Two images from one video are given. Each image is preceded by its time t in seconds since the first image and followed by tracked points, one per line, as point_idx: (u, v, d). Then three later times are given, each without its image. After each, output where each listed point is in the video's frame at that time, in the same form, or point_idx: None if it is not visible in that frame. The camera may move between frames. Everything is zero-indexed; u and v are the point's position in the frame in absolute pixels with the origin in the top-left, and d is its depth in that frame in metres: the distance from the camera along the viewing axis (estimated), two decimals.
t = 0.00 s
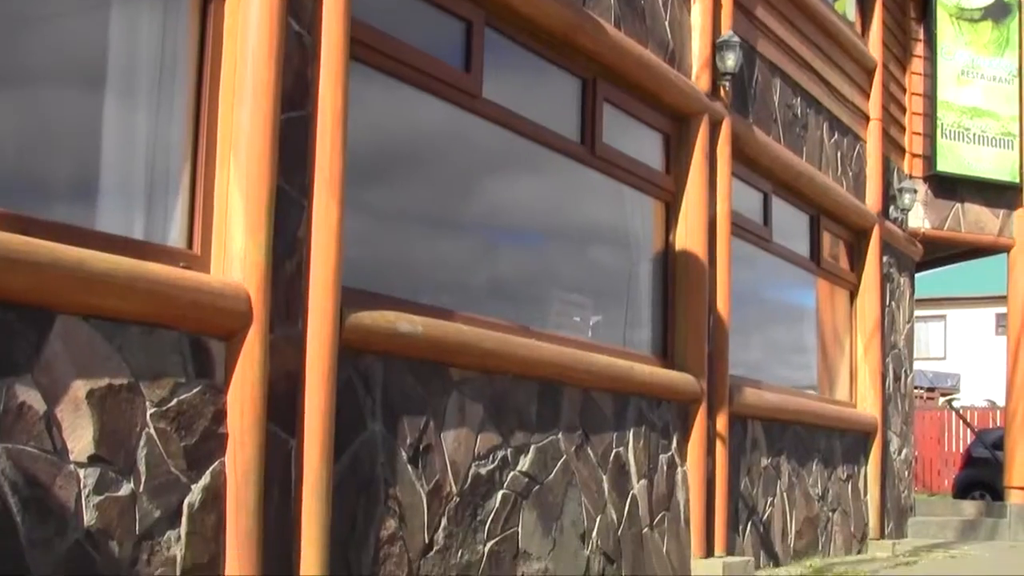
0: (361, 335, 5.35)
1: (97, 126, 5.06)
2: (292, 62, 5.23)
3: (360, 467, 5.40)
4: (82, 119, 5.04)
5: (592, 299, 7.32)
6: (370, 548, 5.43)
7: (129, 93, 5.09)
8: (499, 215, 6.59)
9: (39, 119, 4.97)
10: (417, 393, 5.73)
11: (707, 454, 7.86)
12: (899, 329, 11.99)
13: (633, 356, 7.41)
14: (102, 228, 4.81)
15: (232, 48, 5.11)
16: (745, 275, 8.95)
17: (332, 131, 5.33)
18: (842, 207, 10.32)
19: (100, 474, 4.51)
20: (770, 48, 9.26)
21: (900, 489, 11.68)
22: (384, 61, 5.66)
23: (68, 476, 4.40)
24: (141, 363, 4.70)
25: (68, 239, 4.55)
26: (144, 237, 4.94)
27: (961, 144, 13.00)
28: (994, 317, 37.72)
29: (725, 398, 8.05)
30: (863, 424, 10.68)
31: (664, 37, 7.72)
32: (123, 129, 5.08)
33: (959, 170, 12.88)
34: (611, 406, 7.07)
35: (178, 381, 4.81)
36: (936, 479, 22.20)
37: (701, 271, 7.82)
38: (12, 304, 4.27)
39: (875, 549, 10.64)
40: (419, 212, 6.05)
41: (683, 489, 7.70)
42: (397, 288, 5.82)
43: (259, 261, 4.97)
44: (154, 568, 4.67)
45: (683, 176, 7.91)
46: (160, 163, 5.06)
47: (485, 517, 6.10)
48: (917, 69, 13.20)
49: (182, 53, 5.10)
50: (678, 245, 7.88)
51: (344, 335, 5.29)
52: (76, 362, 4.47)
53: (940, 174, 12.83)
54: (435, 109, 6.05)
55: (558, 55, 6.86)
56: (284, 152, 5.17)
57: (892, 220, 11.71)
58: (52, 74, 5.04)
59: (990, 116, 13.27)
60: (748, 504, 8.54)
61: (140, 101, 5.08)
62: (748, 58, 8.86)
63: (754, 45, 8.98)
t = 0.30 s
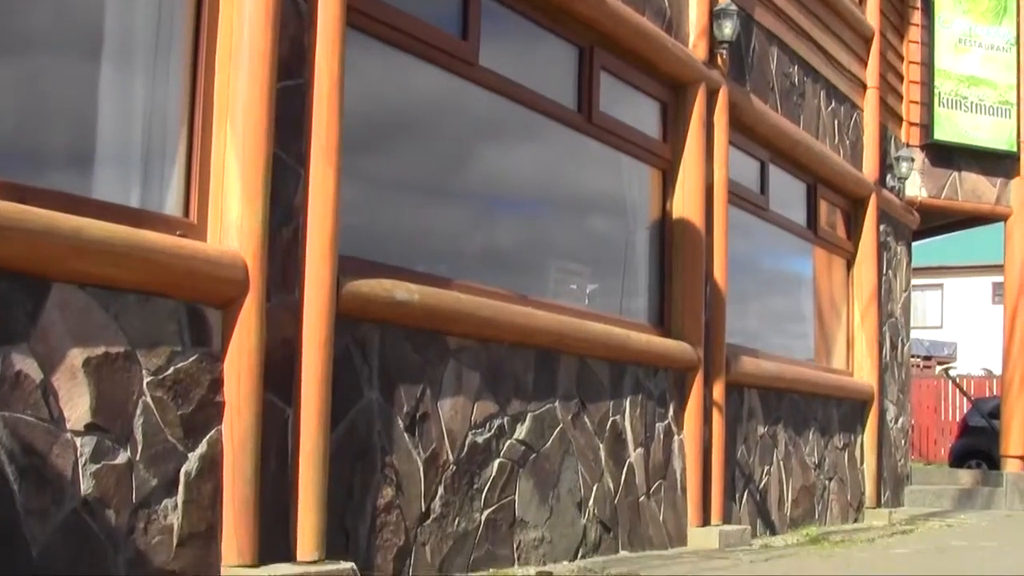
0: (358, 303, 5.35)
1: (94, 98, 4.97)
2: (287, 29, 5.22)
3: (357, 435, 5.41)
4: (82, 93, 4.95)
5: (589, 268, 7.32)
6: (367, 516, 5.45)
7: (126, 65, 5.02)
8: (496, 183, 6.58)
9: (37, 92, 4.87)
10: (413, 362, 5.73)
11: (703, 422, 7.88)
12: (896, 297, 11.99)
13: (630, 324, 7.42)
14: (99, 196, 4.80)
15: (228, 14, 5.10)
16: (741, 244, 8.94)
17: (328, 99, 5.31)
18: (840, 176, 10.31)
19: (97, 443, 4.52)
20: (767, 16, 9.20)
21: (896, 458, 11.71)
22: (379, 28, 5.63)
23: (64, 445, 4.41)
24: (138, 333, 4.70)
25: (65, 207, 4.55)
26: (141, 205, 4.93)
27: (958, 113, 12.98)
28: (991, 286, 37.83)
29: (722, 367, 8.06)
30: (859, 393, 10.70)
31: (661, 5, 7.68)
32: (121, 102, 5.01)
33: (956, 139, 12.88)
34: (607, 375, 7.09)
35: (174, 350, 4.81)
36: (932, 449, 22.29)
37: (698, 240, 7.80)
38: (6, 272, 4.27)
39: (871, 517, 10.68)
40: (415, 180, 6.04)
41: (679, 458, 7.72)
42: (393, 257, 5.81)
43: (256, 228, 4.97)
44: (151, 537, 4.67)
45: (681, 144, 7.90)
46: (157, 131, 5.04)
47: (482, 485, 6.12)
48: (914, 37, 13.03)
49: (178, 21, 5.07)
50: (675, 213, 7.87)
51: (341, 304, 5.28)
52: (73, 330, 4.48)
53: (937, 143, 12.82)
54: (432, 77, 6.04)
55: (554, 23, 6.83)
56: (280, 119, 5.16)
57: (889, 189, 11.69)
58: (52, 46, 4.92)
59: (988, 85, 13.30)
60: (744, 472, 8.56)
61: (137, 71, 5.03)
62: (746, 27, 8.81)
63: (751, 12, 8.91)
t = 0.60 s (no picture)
0: (355, 286, 5.35)
1: (92, 79, 4.94)
2: (284, 10, 5.21)
3: (354, 418, 5.42)
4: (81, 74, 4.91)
5: (586, 250, 7.31)
6: (364, 499, 5.46)
7: (122, 47, 5.00)
8: (493, 166, 6.58)
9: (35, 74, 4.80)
10: (410, 344, 5.74)
11: (700, 405, 7.88)
12: (893, 280, 11.97)
13: (627, 307, 7.42)
14: (97, 178, 4.79)
15: None
16: (739, 227, 8.94)
17: (326, 81, 5.30)
18: (838, 159, 10.31)
19: (94, 425, 4.52)
20: None
21: (893, 441, 11.73)
22: (377, 10, 5.62)
23: (62, 428, 4.41)
24: (135, 316, 4.69)
25: (63, 189, 4.54)
26: (138, 186, 4.92)
27: (956, 95, 12.96)
28: (988, 269, 37.96)
29: (719, 350, 8.07)
30: (857, 375, 10.71)
31: None
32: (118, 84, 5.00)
33: (952, 121, 12.86)
34: (605, 357, 7.09)
35: (172, 332, 4.81)
36: (930, 431, 22.30)
37: (694, 222, 7.79)
38: (3, 254, 4.26)
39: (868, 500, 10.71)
40: (412, 163, 6.03)
41: (676, 440, 7.74)
42: (390, 240, 5.81)
43: (253, 211, 4.96)
44: (148, 519, 4.67)
45: (678, 126, 7.89)
46: (154, 113, 5.04)
47: (479, 468, 6.13)
48: (912, 19, 13.01)
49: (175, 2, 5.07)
50: (672, 196, 7.87)
51: (338, 286, 5.28)
52: (71, 313, 4.48)
53: (935, 126, 12.82)
54: (430, 60, 6.03)
55: (552, 6, 6.81)
56: (277, 101, 5.15)
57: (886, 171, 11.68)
58: (51, 26, 4.85)
59: (986, 67, 13.25)
60: (741, 455, 8.58)
61: (134, 53, 5.01)
62: (744, 9, 8.79)
63: None
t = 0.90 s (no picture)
0: (354, 282, 5.34)
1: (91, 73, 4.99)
2: (284, 6, 5.20)
3: (353, 414, 5.42)
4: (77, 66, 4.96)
5: (585, 247, 7.32)
6: (363, 494, 5.46)
7: (121, 42, 5.03)
8: (493, 162, 6.57)
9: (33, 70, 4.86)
10: (409, 340, 5.74)
11: (699, 401, 7.89)
12: (892, 277, 11.98)
13: (627, 303, 7.42)
14: (96, 172, 4.80)
15: None
16: (738, 223, 8.94)
17: (326, 77, 5.30)
18: (838, 155, 10.31)
19: (93, 421, 4.52)
20: None
21: (892, 438, 11.74)
22: (376, 7, 5.61)
23: (61, 423, 4.42)
24: (134, 311, 4.69)
25: (62, 185, 4.54)
26: (138, 181, 4.92)
27: (956, 92, 12.95)
28: (988, 265, 37.90)
29: (718, 347, 8.07)
30: (856, 372, 10.71)
31: None
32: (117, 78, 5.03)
33: (952, 118, 12.85)
34: (604, 353, 7.09)
35: (170, 328, 4.81)
36: (928, 428, 22.32)
37: (694, 219, 7.79)
38: (3, 250, 4.27)
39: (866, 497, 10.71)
40: (411, 159, 6.03)
41: (675, 437, 7.74)
42: (390, 236, 5.80)
43: (252, 207, 4.96)
44: (147, 515, 4.67)
45: (678, 122, 7.90)
46: (153, 107, 5.04)
47: (478, 464, 6.13)
48: (913, 16, 12.96)
49: None
50: (672, 192, 7.86)
51: (337, 282, 5.28)
52: (70, 308, 4.48)
53: (934, 122, 12.80)
54: (430, 56, 6.02)
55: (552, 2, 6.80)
56: (277, 96, 5.15)
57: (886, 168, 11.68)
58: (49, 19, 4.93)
59: (985, 64, 13.27)
60: (740, 452, 8.58)
61: (133, 47, 5.03)
62: (744, 6, 8.78)
63: None
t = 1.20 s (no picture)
0: (351, 280, 5.34)
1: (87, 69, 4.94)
2: (280, 4, 5.21)
3: (349, 412, 5.42)
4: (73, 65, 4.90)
5: (582, 246, 7.32)
6: (359, 493, 5.46)
7: (117, 39, 4.99)
8: (489, 161, 6.58)
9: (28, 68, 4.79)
10: (405, 339, 5.74)
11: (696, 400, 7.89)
12: (889, 277, 11.99)
13: (623, 302, 7.42)
14: (93, 171, 4.80)
15: None
16: (734, 222, 8.95)
17: (322, 74, 5.31)
18: (834, 155, 10.32)
19: (89, 419, 4.52)
20: None
21: (888, 437, 11.75)
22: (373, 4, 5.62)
23: (58, 421, 4.42)
24: (131, 309, 4.69)
25: (59, 182, 4.53)
26: (134, 179, 4.92)
27: (952, 92, 12.92)
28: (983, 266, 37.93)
29: (714, 346, 8.07)
30: (852, 371, 10.72)
31: None
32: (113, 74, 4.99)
33: (949, 118, 12.81)
34: (600, 352, 7.10)
35: (167, 326, 4.80)
36: (924, 428, 22.40)
37: (691, 218, 7.80)
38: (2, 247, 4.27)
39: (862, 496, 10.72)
40: (408, 157, 6.03)
41: (671, 436, 7.74)
42: (386, 233, 5.80)
43: (249, 205, 4.97)
44: (143, 513, 4.67)
45: (674, 122, 7.91)
46: (149, 105, 5.03)
47: (474, 462, 6.13)
48: (908, 15, 12.97)
49: None
50: (668, 191, 7.87)
51: (334, 279, 5.28)
52: (66, 306, 4.47)
53: (930, 122, 12.75)
54: (427, 54, 6.03)
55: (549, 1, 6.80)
56: (274, 93, 5.15)
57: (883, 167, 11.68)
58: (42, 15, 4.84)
59: (982, 63, 13.30)
60: (736, 451, 8.59)
61: (129, 43, 5.00)
62: (740, 5, 8.79)
63: None
